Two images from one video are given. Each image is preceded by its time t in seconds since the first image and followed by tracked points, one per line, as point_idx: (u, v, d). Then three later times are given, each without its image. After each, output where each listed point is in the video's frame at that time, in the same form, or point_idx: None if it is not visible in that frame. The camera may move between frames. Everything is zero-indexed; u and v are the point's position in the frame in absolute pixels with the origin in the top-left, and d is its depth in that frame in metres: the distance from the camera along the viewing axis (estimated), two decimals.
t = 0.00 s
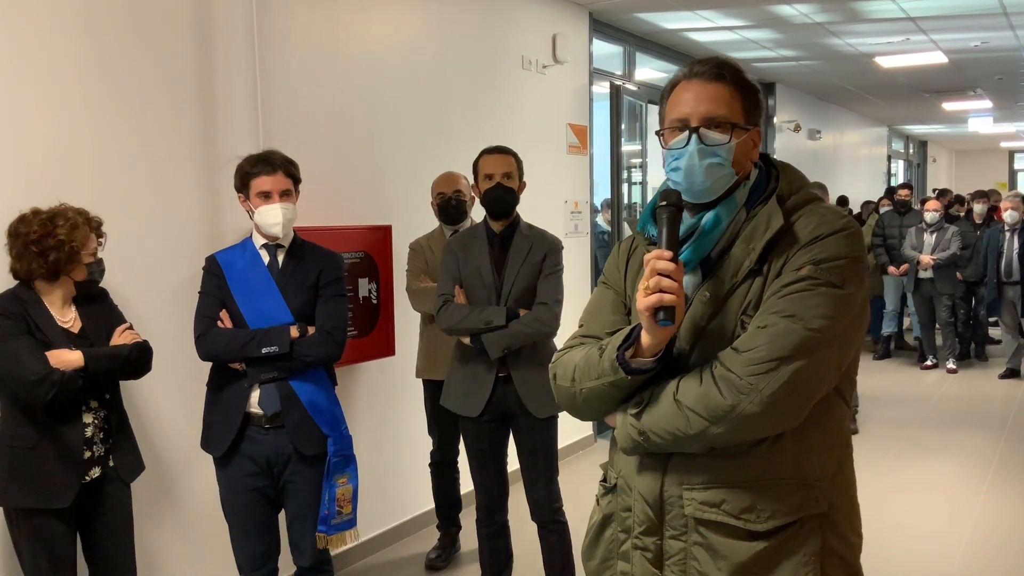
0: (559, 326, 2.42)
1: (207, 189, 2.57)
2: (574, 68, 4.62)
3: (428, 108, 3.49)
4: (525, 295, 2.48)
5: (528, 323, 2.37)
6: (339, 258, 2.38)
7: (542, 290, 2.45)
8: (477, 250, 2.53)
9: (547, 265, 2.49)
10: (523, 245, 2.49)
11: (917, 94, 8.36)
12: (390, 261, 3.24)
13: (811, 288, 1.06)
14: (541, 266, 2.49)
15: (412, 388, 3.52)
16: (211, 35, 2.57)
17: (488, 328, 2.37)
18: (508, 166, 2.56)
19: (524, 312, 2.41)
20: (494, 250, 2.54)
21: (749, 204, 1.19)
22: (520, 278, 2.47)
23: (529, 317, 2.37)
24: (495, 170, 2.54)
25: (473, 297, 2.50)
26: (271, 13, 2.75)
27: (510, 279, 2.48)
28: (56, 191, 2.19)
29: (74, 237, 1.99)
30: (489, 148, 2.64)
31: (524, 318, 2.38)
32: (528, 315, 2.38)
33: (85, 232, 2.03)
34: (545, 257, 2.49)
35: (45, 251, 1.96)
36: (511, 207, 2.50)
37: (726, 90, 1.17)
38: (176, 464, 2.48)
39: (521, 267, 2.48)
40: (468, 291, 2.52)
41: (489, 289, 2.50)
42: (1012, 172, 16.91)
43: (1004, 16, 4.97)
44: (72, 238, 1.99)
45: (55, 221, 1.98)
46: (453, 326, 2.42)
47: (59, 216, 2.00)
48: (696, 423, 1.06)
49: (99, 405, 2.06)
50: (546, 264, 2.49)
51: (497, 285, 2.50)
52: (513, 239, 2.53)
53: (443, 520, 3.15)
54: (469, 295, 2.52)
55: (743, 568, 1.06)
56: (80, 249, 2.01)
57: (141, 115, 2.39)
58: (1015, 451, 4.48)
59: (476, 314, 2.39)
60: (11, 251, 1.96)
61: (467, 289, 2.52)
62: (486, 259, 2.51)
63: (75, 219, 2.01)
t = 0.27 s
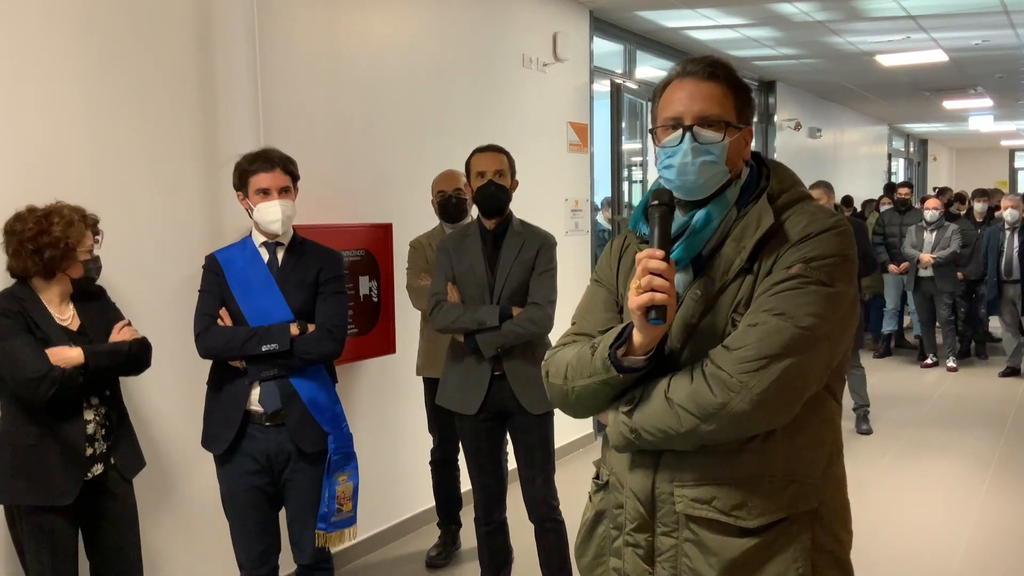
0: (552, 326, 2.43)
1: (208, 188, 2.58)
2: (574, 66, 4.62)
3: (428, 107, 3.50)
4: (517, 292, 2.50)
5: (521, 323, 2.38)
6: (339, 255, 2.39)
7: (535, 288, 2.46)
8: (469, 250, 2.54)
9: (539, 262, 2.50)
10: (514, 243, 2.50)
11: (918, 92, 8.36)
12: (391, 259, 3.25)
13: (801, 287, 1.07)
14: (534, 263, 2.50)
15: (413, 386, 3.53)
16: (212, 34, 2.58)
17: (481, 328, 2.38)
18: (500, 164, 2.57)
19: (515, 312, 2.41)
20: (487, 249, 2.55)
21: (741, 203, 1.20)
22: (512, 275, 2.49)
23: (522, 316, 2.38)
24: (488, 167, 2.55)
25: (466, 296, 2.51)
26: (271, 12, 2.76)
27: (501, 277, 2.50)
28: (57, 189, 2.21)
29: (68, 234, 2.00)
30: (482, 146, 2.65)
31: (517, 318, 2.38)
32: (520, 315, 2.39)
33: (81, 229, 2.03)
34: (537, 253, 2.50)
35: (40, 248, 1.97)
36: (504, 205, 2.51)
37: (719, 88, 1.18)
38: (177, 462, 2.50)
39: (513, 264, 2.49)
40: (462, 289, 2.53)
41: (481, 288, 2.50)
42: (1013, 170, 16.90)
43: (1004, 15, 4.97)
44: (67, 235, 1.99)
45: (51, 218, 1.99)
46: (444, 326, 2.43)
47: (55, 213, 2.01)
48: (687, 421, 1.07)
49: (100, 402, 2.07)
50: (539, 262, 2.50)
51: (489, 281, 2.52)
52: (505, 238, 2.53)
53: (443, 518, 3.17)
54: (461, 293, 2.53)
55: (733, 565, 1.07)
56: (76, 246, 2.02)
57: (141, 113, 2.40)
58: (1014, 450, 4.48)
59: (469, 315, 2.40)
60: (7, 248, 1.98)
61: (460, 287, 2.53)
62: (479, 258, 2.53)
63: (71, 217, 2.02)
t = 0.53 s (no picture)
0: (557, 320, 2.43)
1: (207, 186, 2.59)
2: (574, 64, 4.62)
3: (427, 104, 3.50)
4: (522, 286, 2.49)
5: (524, 313, 2.39)
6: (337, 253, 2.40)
7: (541, 283, 2.46)
8: (473, 243, 2.56)
9: (544, 258, 2.50)
10: (520, 239, 2.50)
11: (917, 89, 8.35)
12: (390, 257, 3.25)
13: (790, 282, 1.07)
14: (538, 258, 2.50)
15: (412, 384, 3.54)
16: (211, 32, 2.58)
17: (484, 316, 2.41)
18: (504, 164, 2.54)
19: (519, 303, 2.42)
20: (489, 243, 2.56)
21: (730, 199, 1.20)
22: (516, 272, 2.49)
23: (524, 307, 2.39)
24: (490, 168, 2.52)
25: (469, 287, 2.53)
26: (269, 10, 2.76)
27: (505, 271, 2.50)
28: (57, 188, 2.21)
29: (65, 232, 2.00)
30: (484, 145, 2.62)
31: (520, 308, 2.40)
32: (523, 305, 2.40)
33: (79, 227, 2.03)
34: (542, 251, 2.51)
35: (38, 246, 1.98)
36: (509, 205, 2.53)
37: (711, 87, 1.18)
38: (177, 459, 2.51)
39: (517, 260, 2.49)
40: (465, 280, 2.55)
41: (483, 280, 2.52)
42: (1013, 168, 16.89)
43: (1004, 12, 4.96)
44: (63, 233, 1.99)
45: (48, 216, 1.99)
46: (448, 316, 2.46)
47: (53, 211, 2.01)
48: (678, 416, 1.07)
49: (102, 398, 2.09)
50: (543, 257, 2.50)
51: (492, 277, 2.52)
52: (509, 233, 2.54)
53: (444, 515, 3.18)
54: (465, 284, 2.56)
55: (725, 559, 1.07)
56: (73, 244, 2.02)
57: (141, 112, 2.40)
58: (1014, 448, 4.49)
59: (472, 303, 2.43)
60: (6, 247, 1.99)
61: (463, 279, 2.56)
62: (482, 252, 2.54)
63: (68, 214, 2.02)
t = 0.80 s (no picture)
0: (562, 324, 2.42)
1: (205, 189, 2.58)
2: (572, 66, 4.62)
3: (425, 107, 3.50)
4: (527, 289, 2.48)
5: (530, 316, 2.37)
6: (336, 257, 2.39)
7: (547, 287, 2.44)
8: (476, 246, 2.56)
9: (549, 261, 2.48)
10: (526, 243, 2.49)
11: (916, 91, 8.35)
12: (389, 260, 3.25)
13: (780, 284, 1.06)
14: (544, 261, 2.49)
15: (412, 387, 3.53)
16: (210, 35, 2.58)
17: (489, 319, 2.40)
18: (504, 167, 2.54)
19: (525, 305, 2.39)
20: (494, 248, 2.56)
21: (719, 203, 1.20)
22: (521, 275, 2.47)
23: (530, 310, 2.37)
24: (491, 172, 2.52)
25: (474, 290, 2.53)
26: (267, 13, 2.75)
27: (510, 276, 2.49)
28: (56, 190, 2.20)
29: (72, 237, 1.99)
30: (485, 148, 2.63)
31: (525, 310, 2.38)
32: (529, 307, 2.38)
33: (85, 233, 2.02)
34: (547, 254, 2.49)
35: (45, 250, 1.96)
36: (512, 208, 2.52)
37: (694, 92, 1.18)
38: (174, 463, 2.50)
39: (523, 264, 2.48)
40: (469, 284, 2.55)
41: (488, 284, 2.51)
42: (1011, 170, 16.91)
43: (1003, 14, 4.97)
44: (70, 238, 1.99)
45: (55, 219, 1.98)
46: (454, 319, 2.46)
47: (60, 215, 2.00)
48: (672, 420, 1.06)
49: (109, 400, 2.08)
50: (548, 261, 2.49)
51: (497, 281, 2.51)
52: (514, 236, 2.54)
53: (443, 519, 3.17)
54: (470, 288, 2.55)
55: (722, 562, 1.07)
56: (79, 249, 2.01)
57: (140, 114, 2.40)
58: (1015, 450, 4.48)
59: (476, 306, 2.42)
60: (12, 250, 1.97)
61: (467, 283, 2.55)
62: (486, 257, 2.54)
63: (75, 218, 2.01)
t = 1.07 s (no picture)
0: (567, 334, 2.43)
1: (208, 195, 2.59)
2: (573, 73, 4.64)
3: (426, 114, 3.51)
4: (532, 300, 2.49)
5: (534, 330, 2.38)
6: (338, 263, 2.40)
7: (552, 297, 2.44)
8: (483, 255, 2.58)
9: (555, 271, 2.49)
10: (531, 252, 2.50)
11: (915, 99, 8.38)
12: (389, 266, 3.25)
13: (778, 291, 1.07)
14: (549, 271, 2.49)
15: (412, 392, 3.54)
16: (213, 41, 2.60)
17: (495, 332, 2.40)
18: (512, 172, 2.56)
19: (530, 318, 2.42)
20: (500, 256, 2.57)
21: (716, 210, 1.20)
22: (526, 285, 2.48)
23: (535, 323, 2.39)
24: (499, 176, 2.55)
25: (481, 301, 2.53)
26: (269, 20, 2.77)
27: (515, 285, 2.49)
28: (62, 194, 2.22)
29: (92, 238, 2.02)
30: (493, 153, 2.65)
31: (530, 325, 2.39)
32: (534, 321, 2.40)
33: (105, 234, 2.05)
34: (553, 263, 2.50)
35: (63, 252, 1.98)
36: (519, 213, 2.52)
37: (688, 101, 1.19)
38: (175, 468, 2.50)
39: (528, 273, 2.49)
40: (476, 294, 2.56)
41: (495, 295, 2.52)
42: (1010, 177, 16.94)
43: (1002, 23, 4.99)
44: (91, 239, 2.01)
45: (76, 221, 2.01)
46: (460, 330, 2.46)
47: (79, 219, 2.03)
48: (672, 427, 1.07)
49: (122, 402, 2.09)
50: (554, 270, 2.49)
51: (503, 291, 2.52)
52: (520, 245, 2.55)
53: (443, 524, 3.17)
54: (477, 298, 2.56)
55: (723, 567, 1.07)
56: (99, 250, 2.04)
57: (145, 119, 2.42)
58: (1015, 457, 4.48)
59: (482, 319, 2.42)
60: (31, 252, 1.99)
61: (474, 293, 2.56)
62: (492, 266, 2.55)
63: (94, 222, 2.04)
